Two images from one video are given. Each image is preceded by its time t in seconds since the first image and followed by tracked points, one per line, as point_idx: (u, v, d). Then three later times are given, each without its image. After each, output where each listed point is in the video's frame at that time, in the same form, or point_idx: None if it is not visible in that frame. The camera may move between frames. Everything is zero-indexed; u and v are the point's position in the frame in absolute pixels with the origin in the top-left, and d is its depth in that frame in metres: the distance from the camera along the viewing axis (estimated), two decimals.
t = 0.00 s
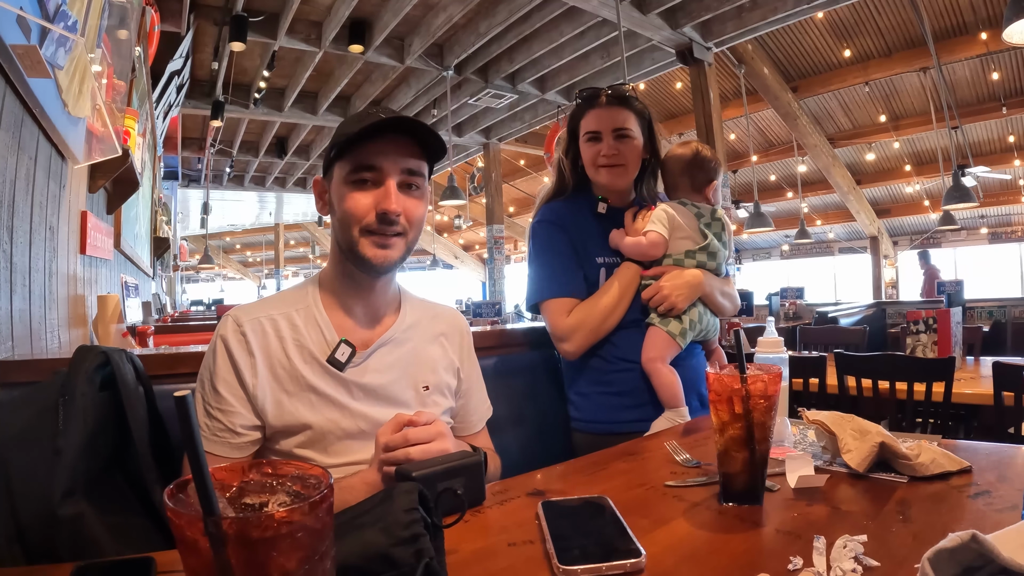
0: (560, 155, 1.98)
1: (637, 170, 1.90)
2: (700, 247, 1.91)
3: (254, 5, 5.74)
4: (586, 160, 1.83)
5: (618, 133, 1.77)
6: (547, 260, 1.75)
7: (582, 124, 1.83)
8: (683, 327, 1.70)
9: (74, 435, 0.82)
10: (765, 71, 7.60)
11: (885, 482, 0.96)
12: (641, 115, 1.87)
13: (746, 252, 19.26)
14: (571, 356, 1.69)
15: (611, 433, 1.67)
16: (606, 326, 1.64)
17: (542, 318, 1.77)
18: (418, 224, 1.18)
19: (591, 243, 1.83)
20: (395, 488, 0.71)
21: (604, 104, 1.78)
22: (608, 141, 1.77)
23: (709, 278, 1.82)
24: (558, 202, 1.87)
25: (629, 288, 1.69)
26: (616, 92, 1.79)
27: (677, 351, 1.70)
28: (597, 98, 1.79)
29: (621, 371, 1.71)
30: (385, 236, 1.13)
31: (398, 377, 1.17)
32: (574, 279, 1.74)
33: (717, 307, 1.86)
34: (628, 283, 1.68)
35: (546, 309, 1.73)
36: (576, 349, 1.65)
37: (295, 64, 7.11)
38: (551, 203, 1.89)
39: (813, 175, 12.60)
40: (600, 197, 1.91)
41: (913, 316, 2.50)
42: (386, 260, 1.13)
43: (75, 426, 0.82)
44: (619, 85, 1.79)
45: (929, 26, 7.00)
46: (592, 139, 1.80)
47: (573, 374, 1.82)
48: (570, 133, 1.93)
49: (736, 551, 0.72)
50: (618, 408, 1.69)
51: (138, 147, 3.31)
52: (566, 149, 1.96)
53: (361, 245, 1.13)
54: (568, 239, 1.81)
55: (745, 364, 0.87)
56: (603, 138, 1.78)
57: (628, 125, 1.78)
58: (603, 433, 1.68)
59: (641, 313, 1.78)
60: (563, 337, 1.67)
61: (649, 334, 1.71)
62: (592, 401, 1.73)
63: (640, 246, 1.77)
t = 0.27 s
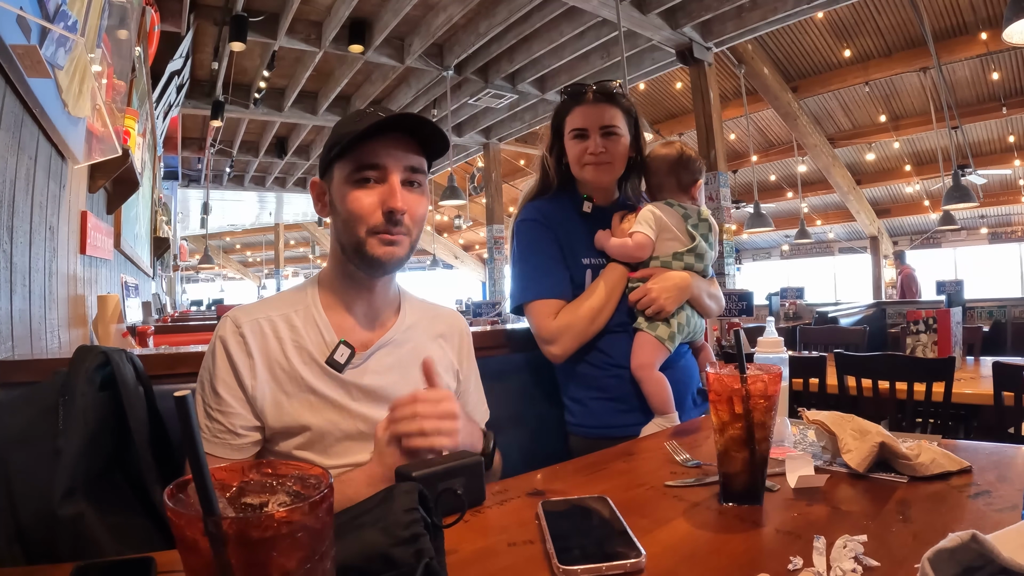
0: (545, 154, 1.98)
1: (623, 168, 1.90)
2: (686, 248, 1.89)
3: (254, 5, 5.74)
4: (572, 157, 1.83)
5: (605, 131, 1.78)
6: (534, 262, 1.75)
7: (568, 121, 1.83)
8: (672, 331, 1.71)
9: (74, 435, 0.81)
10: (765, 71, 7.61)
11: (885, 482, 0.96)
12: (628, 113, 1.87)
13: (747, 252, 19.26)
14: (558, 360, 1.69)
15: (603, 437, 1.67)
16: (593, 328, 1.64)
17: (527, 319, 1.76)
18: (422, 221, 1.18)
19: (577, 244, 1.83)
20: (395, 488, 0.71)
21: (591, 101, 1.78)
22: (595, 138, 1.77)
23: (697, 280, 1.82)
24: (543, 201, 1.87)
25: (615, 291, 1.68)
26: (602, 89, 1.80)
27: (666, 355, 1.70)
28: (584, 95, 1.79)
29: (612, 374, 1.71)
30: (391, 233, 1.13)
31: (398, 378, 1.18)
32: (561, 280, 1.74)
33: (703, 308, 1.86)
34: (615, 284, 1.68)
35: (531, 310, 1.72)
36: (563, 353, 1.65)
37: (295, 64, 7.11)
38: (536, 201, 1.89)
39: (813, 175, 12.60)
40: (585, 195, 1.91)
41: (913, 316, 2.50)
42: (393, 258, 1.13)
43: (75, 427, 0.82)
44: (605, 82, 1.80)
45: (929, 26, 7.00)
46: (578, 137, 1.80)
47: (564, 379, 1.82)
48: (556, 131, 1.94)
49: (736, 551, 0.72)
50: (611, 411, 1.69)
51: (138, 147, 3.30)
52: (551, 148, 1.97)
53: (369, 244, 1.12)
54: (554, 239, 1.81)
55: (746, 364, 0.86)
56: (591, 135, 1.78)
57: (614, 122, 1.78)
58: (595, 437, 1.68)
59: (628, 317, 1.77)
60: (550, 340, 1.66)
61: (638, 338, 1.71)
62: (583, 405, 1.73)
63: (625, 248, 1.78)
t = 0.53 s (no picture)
0: (535, 158, 1.99)
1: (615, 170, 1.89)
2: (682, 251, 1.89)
3: (254, 5, 5.74)
4: (563, 161, 1.83)
5: (595, 133, 1.77)
6: (529, 268, 1.75)
7: (558, 125, 1.83)
8: (671, 334, 1.72)
9: (75, 435, 0.82)
10: (765, 71, 7.61)
11: (885, 482, 0.96)
12: (618, 114, 1.87)
13: (746, 252, 19.27)
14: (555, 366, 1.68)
15: (605, 438, 1.66)
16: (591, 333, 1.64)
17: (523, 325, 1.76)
18: (421, 224, 1.18)
19: (571, 247, 1.83)
20: (395, 488, 0.71)
21: (580, 103, 1.78)
22: (585, 142, 1.77)
23: (693, 281, 1.82)
24: (535, 207, 1.87)
25: (611, 298, 1.70)
26: (591, 90, 1.79)
27: (667, 358, 1.72)
28: (573, 97, 1.79)
29: (611, 377, 1.71)
30: (392, 239, 1.13)
31: (397, 378, 1.18)
32: (556, 285, 1.74)
33: (700, 309, 1.86)
34: (610, 292, 1.70)
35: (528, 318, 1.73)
36: (562, 361, 1.65)
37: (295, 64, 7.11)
38: (529, 206, 1.90)
39: (813, 175, 12.60)
40: (578, 198, 1.91)
41: (913, 316, 2.50)
42: (392, 263, 1.14)
43: (76, 427, 0.82)
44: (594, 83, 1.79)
45: (929, 26, 7.00)
46: (568, 140, 1.80)
47: (563, 382, 1.78)
48: (546, 135, 1.94)
49: (736, 550, 0.72)
50: (611, 413, 1.68)
51: (138, 147, 3.30)
52: (542, 151, 1.97)
53: (369, 249, 1.13)
54: (548, 244, 1.81)
55: (745, 365, 0.87)
56: (580, 139, 1.78)
57: (604, 124, 1.78)
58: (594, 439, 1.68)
59: (626, 321, 1.77)
60: (547, 348, 1.66)
61: (637, 343, 1.72)
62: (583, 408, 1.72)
63: (618, 255, 1.76)
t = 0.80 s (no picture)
0: (531, 162, 1.99)
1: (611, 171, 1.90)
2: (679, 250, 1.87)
3: (254, 5, 5.74)
4: (559, 163, 1.83)
5: (591, 134, 1.77)
6: (527, 271, 1.76)
7: (553, 127, 1.84)
8: (669, 334, 1.72)
9: (75, 435, 0.82)
10: (765, 71, 7.61)
11: (885, 482, 0.96)
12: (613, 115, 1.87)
13: (746, 252, 19.27)
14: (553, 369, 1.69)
15: (603, 438, 1.67)
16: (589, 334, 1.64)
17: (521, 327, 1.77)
18: (418, 223, 1.19)
19: (568, 248, 1.83)
20: (395, 488, 0.71)
21: (575, 104, 1.79)
22: (581, 143, 1.78)
23: (692, 281, 1.81)
24: (532, 210, 1.87)
25: (607, 299, 1.70)
26: (586, 93, 1.80)
27: (665, 358, 1.71)
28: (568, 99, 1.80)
29: (609, 377, 1.71)
30: (388, 238, 1.13)
31: (396, 378, 1.18)
32: (553, 287, 1.75)
33: (700, 308, 1.86)
34: (607, 292, 1.70)
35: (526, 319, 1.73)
36: (559, 362, 1.65)
37: (295, 64, 7.11)
38: (526, 210, 1.90)
39: (813, 175, 12.60)
40: (575, 200, 1.91)
41: (913, 316, 2.50)
42: (388, 262, 1.14)
43: (76, 427, 0.82)
44: (588, 85, 1.80)
45: (929, 26, 7.00)
46: (564, 142, 1.81)
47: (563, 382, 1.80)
48: (542, 138, 1.94)
49: (736, 550, 0.72)
50: (610, 413, 1.69)
51: (138, 147, 3.30)
52: (538, 155, 1.97)
53: (364, 248, 1.13)
54: (545, 247, 1.81)
55: (745, 364, 0.87)
56: (576, 140, 1.78)
57: (599, 125, 1.78)
58: (594, 438, 1.68)
59: (624, 321, 1.77)
60: (544, 350, 1.66)
61: (634, 344, 1.71)
62: (582, 408, 1.72)
63: (614, 255, 1.77)
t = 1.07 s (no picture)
0: (533, 162, 1.98)
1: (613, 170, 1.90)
2: (677, 250, 1.87)
3: (254, 5, 5.74)
4: (562, 162, 1.83)
5: (593, 133, 1.77)
6: (525, 271, 1.76)
7: (556, 126, 1.83)
8: (666, 334, 1.71)
9: (74, 435, 0.82)
10: (765, 71, 7.61)
11: (885, 482, 0.96)
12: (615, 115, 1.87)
13: (746, 252, 19.28)
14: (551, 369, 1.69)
15: (600, 439, 1.67)
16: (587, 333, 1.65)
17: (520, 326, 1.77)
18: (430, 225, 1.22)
19: (566, 247, 1.83)
20: (395, 488, 0.71)
21: (580, 103, 1.79)
22: (584, 141, 1.77)
23: (690, 282, 1.81)
24: (532, 209, 1.87)
25: (604, 298, 1.70)
26: (589, 92, 1.80)
27: (661, 359, 1.71)
28: (572, 98, 1.80)
29: (606, 377, 1.71)
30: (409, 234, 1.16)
31: (396, 378, 1.18)
32: (552, 287, 1.75)
33: (699, 309, 1.85)
34: (603, 292, 1.70)
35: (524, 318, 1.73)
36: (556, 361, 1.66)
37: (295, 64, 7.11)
38: (526, 209, 1.90)
39: (813, 174, 12.60)
40: (577, 200, 1.91)
41: (912, 316, 2.50)
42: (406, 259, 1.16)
43: (75, 428, 0.82)
44: (591, 85, 1.80)
45: (929, 26, 7.00)
46: (567, 140, 1.80)
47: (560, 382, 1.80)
48: (543, 137, 1.94)
49: (736, 550, 0.72)
50: (607, 414, 1.69)
51: (138, 147, 3.30)
52: (540, 154, 1.96)
53: (382, 244, 1.14)
54: (544, 246, 1.81)
55: (746, 364, 0.86)
56: (579, 139, 1.78)
57: (602, 125, 1.78)
58: (591, 439, 1.68)
59: (621, 321, 1.78)
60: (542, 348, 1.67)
61: (632, 344, 1.71)
62: (579, 408, 1.72)
63: (613, 253, 1.78)
